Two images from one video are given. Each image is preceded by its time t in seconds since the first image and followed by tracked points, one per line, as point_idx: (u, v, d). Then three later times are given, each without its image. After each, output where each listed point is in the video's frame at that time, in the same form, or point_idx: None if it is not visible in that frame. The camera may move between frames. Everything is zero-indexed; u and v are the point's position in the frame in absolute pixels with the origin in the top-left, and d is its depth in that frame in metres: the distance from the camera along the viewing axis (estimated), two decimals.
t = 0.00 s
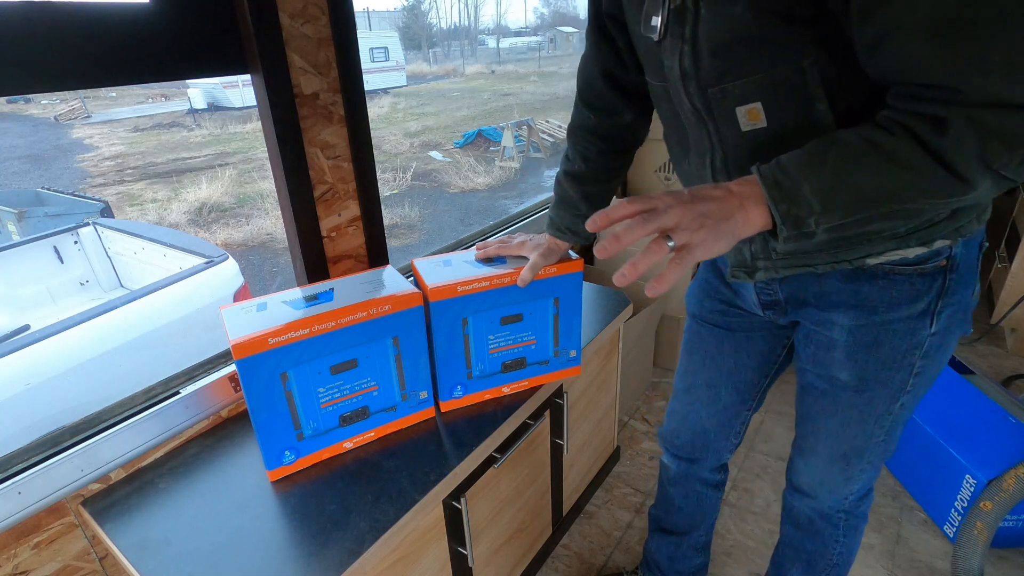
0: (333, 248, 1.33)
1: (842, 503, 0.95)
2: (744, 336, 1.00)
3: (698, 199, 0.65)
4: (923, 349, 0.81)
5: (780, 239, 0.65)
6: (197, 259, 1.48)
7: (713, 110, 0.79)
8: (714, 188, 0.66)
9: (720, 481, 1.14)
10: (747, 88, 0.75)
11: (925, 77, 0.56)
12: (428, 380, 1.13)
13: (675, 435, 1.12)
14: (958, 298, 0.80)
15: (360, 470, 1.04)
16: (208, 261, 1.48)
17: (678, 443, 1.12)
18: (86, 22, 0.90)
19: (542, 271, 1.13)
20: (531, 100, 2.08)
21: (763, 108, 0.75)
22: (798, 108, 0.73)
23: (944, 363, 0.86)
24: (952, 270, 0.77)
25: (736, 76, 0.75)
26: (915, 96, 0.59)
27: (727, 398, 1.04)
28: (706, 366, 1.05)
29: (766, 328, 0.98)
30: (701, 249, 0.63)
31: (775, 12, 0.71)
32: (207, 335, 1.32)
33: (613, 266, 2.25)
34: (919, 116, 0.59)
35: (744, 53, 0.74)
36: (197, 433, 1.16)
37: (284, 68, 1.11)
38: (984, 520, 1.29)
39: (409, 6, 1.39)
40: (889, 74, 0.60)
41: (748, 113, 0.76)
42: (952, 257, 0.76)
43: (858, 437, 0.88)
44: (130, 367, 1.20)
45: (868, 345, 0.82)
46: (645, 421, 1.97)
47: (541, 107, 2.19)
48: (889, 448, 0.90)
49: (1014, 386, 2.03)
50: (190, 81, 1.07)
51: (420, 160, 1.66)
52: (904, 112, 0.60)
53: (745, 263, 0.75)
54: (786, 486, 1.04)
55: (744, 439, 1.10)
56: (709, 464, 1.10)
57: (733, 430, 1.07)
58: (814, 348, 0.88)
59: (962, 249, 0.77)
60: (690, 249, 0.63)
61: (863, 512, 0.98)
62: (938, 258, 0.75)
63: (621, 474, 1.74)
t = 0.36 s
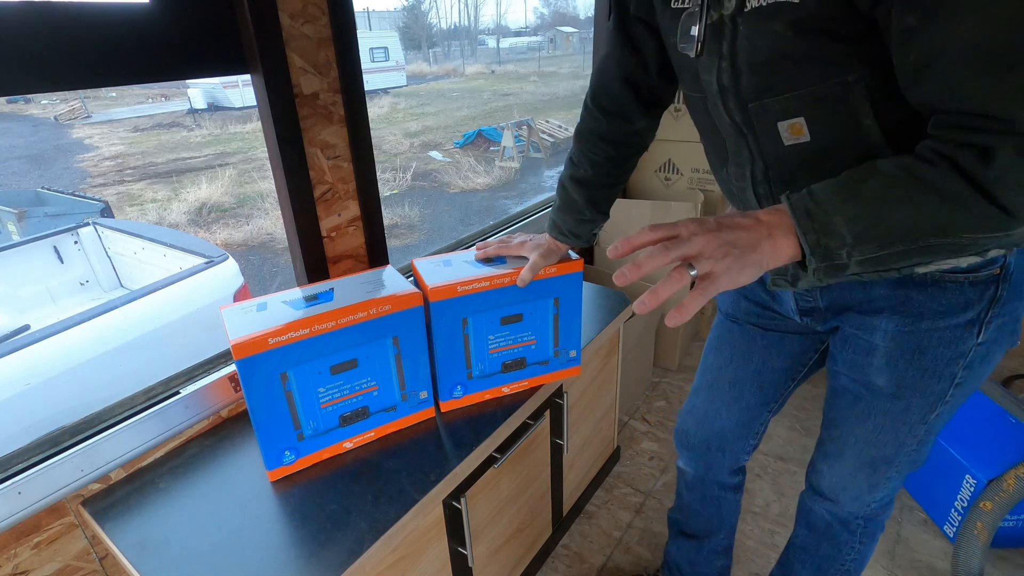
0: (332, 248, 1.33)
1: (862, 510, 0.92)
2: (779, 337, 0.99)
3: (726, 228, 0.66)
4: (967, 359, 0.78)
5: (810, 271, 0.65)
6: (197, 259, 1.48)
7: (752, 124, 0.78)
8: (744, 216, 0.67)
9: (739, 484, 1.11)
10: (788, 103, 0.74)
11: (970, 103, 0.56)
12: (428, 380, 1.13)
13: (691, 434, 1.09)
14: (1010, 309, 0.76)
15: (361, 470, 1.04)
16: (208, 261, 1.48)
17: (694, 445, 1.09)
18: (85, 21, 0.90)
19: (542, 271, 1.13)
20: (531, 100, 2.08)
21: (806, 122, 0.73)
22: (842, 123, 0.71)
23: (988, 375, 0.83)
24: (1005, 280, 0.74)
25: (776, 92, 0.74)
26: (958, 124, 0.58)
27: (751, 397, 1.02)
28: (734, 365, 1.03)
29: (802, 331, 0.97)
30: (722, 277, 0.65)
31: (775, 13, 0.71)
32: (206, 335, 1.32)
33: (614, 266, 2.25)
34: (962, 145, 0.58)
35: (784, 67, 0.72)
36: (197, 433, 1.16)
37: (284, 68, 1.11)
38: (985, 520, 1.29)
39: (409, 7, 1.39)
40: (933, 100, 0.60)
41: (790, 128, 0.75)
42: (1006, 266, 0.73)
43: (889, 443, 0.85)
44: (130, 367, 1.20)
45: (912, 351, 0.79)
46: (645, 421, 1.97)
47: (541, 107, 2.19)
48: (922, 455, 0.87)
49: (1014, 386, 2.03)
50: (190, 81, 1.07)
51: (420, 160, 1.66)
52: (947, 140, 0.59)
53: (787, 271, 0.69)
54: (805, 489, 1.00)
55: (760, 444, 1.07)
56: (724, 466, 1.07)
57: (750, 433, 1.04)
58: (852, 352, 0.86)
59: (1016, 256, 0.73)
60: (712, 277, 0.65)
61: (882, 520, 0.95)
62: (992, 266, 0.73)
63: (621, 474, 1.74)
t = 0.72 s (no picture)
0: (332, 248, 1.33)
1: (861, 512, 0.91)
2: (784, 339, 0.98)
3: (689, 225, 0.70)
4: (968, 360, 0.78)
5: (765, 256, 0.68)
6: (197, 259, 1.48)
7: (753, 126, 0.78)
8: (707, 207, 0.71)
9: (746, 486, 1.11)
10: (787, 104, 0.73)
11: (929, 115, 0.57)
12: (428, 381, 1.13)
13: (699, 435, 1.09)
14: (1012, 312, 0.76)
15: (361, 470, 1.04)
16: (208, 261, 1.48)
17: (702, 445, 1.08)
18: (85, 22, 0.90)
19: (542, 271, 1.13)
20: (531, 100, 2.08)
21: (804, 123, 0.73)
22: (842, 124, 0.70)
23: (989, 378, 0.83)
24: (1009, 281, 0.74)
25: (774, 95, 0.74)
26: (913, 131, 0.60)
27: (758, 399, 1.02)
28: (740, 367, 1.03)
29: (807, 333, 0.97)
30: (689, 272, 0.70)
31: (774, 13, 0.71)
32: (206, 335, 1.31)
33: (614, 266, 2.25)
34: (913, 153, 0.60)
35: (781, 70, 0.72)
36: (197, 433, 1.16)
37: (284, 68, 1.11)
38: (985, 520, 1.29)
39: (409, 7, 1.39)
40: (899, 104, 0.61)
41: (789, 129, 0.74)
42: (1010, 267, 0.73)
43: (889, 444, 0.84)
44: (130, 367, 1.20)
45: (911, 352, 0.79)
46: (645, 421, 1.97)
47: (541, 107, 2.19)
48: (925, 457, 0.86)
49: (1014, 387, 2.03)
50: (190, 81, 1.07)
51: (419, 160, 1.66)
52: (900, 145, 0.61)
53: (793, 271, 0.68)
54: (805, 490, 1.01)
55: (770, 444, 1.07)
56: (733, 467, 1.07)
57: (759, 433, 1.04)
58: (853, 349, 0.86)
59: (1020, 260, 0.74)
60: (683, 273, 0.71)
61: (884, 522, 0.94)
62: (995, 268, 0.73)
63: (621, 474, 1.74)
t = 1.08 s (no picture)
0: (332, 248, 1.33)
1: (862, 513, 0.91)
2: (782, 341, 0.99)
3: (708, 227, 0.68)
4: (973, 361, 0.78)
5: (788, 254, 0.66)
6: (197, 259, 1.48)
7: (760, 119, 0.77)
8: (724, 208, 0.69)
9: (738, 486, 1.11)
10: (796, 96, 0.73)
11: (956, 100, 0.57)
12: (428, 380, 1.13)
13: (690, 436, 1.07)
14: (1016, 312, 0.77)
15: (361, 470, 1.04)
16: (208, 261, 1.49)
17: (693, 447, 1.07)
18: (85, 22, 0.90)
19: (542, 271, 1.14)
20: (531, 100, 2.07)
21: (815, 116, 0.73)
22: (850, 118, 0.70)
23: (991, 380, 0.83)
24: (1014, 279, 0.74)
25: (786, 86, 0.73)
26: (936, 120, 0.60)
27: (752, 400, 1.01)
28: (736, 368, 1.03)
29: (805, 335, 0.97)
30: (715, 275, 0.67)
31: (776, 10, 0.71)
32: (205, 335, 1.31)
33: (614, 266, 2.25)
34: (936, 141, 0.60)
35: (791, 61, 0.72)
36: (197, 433, 1.16)
37: (284, 68, 1.11)
38: (985, 520, 1.29)
39: (409, 7, 1.39)
40: (920, 94, 0.61)
41: (799, 121, 0.74)
42: (1014, 265, 0.73)
43: (890, 446, 0.84)
44: (130, 367, 1.20)
45: (916, 353, 0.79)
46: (645, 421, 1.97)
47: (541, 107, 2.18)
48: (924, 458, 0.87)
49: (1015, 386, 2.03)
50: (190, 81, 1.07)
51: (420, 160, 1.66)
52: (922, 136, 0.61)
53: (795, 272, 0.69)
54: (804, 491, 1.00)
55: (760, 447, 1.06)
56: (725, 469, 1.06)
57: (751, 435, 1.03)
58: (855, 351, 0.86)
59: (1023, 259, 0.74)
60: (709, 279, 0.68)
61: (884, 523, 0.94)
62: (1000, 266, 0.73)
63: (621, 474, 1.74)
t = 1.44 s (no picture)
0: (332, 248, 1.33)
1: (861, 519, 0.91)
2: (777, 347, 0.98)
3: (759, 170, 0.62)
4: (971, 367, 0.78)
5: (836, 226, 0.61)
6: (197, 259, 1.49)
7: (765, 106, 0.76)
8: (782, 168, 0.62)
9: (731, 491, 1.10)
10: (805, 78, 0.72)
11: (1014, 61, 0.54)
12: (428, 380, 1.13)
13: (682, 442, 1.07)
14: (1015, 318, 0.77)
15: (360, 470, 1.04)
16: (208, 261, 1.49)
17: (685, 452, 1.07)
18: (85, 22, 0.90)
19: (542, 271, 1.14)
20: (531, 100, 2.07)
21: (822, 100, 0.71)
22: (860, 103, 0.69)
23: (989, 388, 0.83)
24: (1013, 285, 0.74)
25: (798, 65, 0.72)
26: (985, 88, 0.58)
27: (744, 407, 1.01)
28: (729, 376, 1.02)
29: (799, 341, 0.97)
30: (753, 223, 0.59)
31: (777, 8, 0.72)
32: (205, 335, 1.31)
33: (614, 266, 2.25)
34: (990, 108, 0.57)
35: (802, 45, 0.71)
36: (197, 433, 1.16)
37: (284, 68, 1.11)
38: (985, 520, 1.29)
39: (409, 7, 1.39)
40: (963, 65, 0.59)
41: (806, 105, 0.73)
42: (1015, 270, 0.73)
43: (888, 451, 0.84)
44: (130, 367, 1.20)
45: (913, 359, 0.79)
46: (645, 421, 1.97)
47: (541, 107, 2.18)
48: (921, 463, 0.87)
49: (1015, 386, 2.03)
50: (190, 81, 1.07)
51: (420, 160, 1.66)
52: (975, 102, 0.58)
53: (791, 273, 0.75)
54: (801, 497, 1.00)
55: (752, 454, 1.05)
56: (716, 476, 1.06)
57: (743, 441, 1.03)
58: (850, 359, 0.86)
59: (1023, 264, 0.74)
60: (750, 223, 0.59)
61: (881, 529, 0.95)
62: (1001, 270, 0.73)
63: (621, 474, 1.74)
